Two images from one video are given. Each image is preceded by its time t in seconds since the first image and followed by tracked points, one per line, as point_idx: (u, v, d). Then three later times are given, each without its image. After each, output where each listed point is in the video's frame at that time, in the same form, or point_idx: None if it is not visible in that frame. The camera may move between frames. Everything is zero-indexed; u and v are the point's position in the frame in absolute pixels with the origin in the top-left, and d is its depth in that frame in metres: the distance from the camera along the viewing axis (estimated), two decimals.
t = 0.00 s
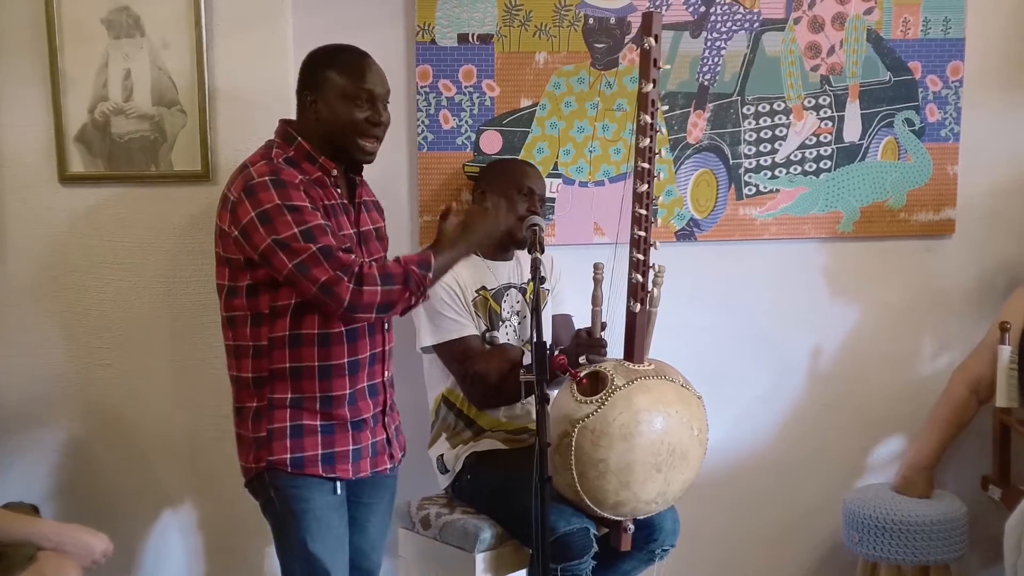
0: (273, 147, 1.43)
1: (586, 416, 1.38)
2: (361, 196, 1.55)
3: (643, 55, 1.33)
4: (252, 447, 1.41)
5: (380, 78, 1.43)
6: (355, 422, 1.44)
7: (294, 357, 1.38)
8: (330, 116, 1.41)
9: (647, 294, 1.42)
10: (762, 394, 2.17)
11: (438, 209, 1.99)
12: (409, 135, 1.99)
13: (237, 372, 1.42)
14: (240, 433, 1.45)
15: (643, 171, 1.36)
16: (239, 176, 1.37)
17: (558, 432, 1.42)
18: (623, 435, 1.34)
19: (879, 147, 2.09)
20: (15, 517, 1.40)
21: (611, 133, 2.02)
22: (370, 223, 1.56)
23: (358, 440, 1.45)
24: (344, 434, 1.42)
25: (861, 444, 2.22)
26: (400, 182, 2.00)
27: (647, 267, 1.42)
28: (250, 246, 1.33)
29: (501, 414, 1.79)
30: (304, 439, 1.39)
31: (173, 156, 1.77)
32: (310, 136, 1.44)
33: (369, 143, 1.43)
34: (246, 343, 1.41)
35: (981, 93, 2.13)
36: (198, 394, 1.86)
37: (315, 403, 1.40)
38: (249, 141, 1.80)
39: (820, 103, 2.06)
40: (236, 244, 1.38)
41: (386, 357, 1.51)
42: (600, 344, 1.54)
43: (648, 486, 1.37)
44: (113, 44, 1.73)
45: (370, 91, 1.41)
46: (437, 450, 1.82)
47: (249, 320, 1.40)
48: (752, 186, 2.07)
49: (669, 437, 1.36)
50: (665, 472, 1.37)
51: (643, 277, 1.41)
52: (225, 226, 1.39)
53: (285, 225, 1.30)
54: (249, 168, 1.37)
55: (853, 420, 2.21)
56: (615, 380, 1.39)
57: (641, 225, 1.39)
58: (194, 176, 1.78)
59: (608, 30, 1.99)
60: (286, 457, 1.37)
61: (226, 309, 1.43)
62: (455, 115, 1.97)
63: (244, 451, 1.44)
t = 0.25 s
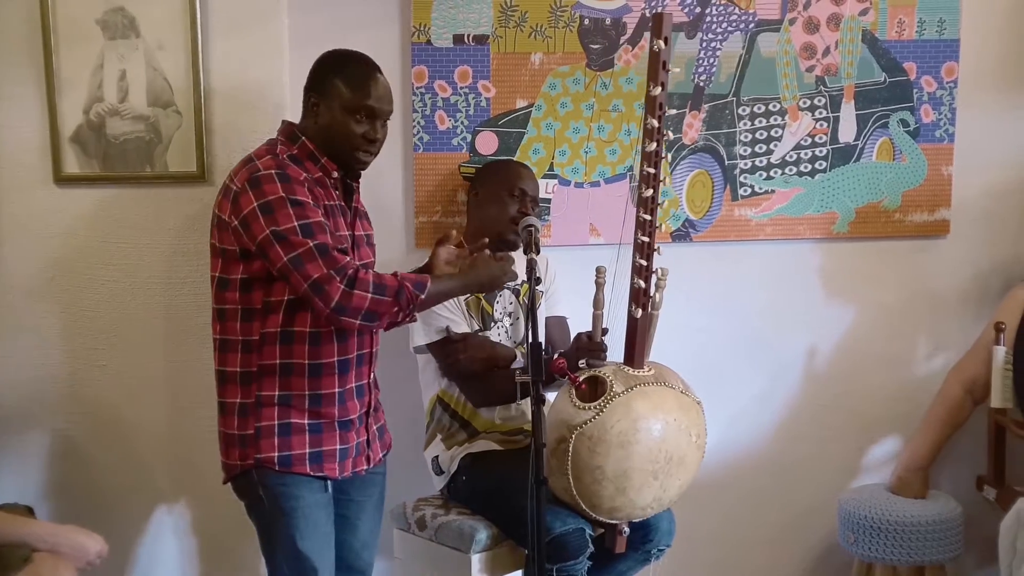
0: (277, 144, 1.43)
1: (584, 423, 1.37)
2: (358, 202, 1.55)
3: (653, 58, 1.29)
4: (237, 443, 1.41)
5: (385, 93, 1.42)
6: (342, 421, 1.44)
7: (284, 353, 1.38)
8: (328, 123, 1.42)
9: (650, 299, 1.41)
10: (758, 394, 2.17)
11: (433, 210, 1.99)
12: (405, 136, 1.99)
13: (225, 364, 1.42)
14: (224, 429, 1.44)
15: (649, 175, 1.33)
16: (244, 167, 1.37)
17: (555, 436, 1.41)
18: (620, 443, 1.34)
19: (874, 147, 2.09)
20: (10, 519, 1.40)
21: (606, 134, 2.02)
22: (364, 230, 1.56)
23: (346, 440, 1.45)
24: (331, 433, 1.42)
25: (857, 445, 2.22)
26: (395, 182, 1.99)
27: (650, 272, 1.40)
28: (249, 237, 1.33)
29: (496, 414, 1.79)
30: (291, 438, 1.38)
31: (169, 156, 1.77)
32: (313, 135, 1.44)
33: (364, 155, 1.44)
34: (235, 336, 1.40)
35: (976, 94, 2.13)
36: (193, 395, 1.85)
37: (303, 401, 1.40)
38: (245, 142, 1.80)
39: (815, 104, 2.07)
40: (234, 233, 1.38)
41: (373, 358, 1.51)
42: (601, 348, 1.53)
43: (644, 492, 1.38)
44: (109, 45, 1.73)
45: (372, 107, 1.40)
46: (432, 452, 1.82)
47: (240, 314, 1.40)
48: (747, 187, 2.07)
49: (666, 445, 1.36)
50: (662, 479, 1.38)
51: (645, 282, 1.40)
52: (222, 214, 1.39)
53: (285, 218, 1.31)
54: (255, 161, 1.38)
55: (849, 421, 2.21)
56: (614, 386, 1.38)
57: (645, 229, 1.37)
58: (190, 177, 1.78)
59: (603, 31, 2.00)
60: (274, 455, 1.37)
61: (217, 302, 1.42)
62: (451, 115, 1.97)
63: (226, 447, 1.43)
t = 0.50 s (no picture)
0: (262, 143, 1.43)
1: (582, 430, 1.38)
2: (348, 202, 1.55)
3: (663, 64, 1.30)
4: (228, 443, 1.41)
5: (362, 79, 1.43)
6: (331, 420, 1.44)
7: (272, 351, 1.39)
8: (312, 117, 1.42)
9: (651, 307, 1.40)
10: (753, 395, 2.18)
11: (429, 211, 1.99)
12: (400, 136, 1.99)
13: (216, 365, 1.42)
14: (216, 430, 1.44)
15: (655, 183, 1.34)
16: (227, 166, 1.37)
17: (552, 442, 1.42)
18: (616, 451, 1.35)
19: (869, 148, 2.09)
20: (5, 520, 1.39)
21: (602, 135, 2.02)
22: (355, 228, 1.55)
23: (334, 439, 1.44)
24: (319, 433, 1.42)
25: (852, 445, 2.23)
26: (391, 183, 1.99)
27: (652, 279, 1.40)
28: (229, 234, 1.33)
29: (492, 416, 1.80)
30: (279, 438, 1.38)
31: (164, 157, 1.77)
32: (298, 134, 1.44)
33: (353, 144, 1.44)
34: (225, 337, 1.41)
35: (972, 94, 2.14)
36: (190, 396, 1.85)
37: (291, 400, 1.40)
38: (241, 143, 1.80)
39: (811, 104, 2.07)
40: (217, 231, 1.38)
41: (364, 357, 1.50)
42: (600, 353, 1.49)
43: (640, 499, 1.39)
44: (104, 45, 1.73)
45: (353, 93, 1.42)
46: (428, 453, 1.82)
47: (229, 314, 1.40)
48: (743, 187, 2.07)
49: (662, 453, 1.37)
50: (658, 487, 1.39)
51: (648, 289, 1.40)
52: (208, 216, 1.40)
53: (256, 208, 1.29)
54: (237, 159, 1.38)
55: (844, 421, 2.22)
56: (612, 394, 1.39)
57: (649, 237, 1.37)
58: (185, 177, 1.78)
59: (599, 31, 2.00)
60: (261, 454, 1.37)
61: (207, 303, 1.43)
62: (447, 116, 1.97)
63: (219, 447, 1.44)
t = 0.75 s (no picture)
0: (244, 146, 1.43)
1: (579, 433, 1.37)
2: (339, 198, 1.54)
3: (660, 65, 1.28)
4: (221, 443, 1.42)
5: (336, 63, 1.43)
6: (322, 422, 1.43)
7: (261, 355, 1.39)
8: (293, 111, 1.42)
9: (648, 310, 1.39)
10: (749, 394, 2.18)
11: (425, 211, 1.99)
12: (396, 136, 1.98)
13: (212, 367, 1.42)
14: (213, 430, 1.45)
15: (651, 185, 1.32)
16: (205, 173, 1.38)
17: (549, 446, 1.41)
18: (614, 454, 1.35)
19: (865, 148, 2.10)
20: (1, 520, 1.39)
21: (599, 134, 2.02)
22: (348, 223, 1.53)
23: (325, 440, 1.44)
24: (310, 435, 1.42)
25: (849, 444, 2.23)
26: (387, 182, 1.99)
27: (649, 282, 1.39)
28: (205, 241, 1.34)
29: (491, 418, 1.80)
30: (270, 439, 1.38)
31: (160, 157, 1.77)
32: (281, 133, 1.44)
33: (337, 128, 1.44)
34: (217, 340, 1.41)
35: (967, 94, 2.14)
36: (186, 396, 1.85)
37: (283, 401, 1.40)
38: (237, 142, 1.79)
39: (807, 104, 2.07)
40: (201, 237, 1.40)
41: (357, 357, 1.49)
42: (598, 356, 1.49)
43: (638, 503, 1.38)
44: (100, 45, 1.73)
45: (327, 77, 1.41)
46: (426, 452, 1.82)
47: (219, 318, 1.41)
48: (739, 187, 2.07)
49: (660, 456, 1.36)
50: (656, 490, 1.38)
51: (645, 291, 1.39)
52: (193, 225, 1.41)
53: (215, 213, 1.29)
54: (214, 164, 1.38)
55: (841, 421, 2.22)
56: (610, 397, 1.38)
57: (646, 240, 1.35)
58: (181, 177, 1.77)
59: (595, 31, 2.00)
60: (252, 455, 1.37)
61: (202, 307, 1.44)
62: (443, 116, 1.97)
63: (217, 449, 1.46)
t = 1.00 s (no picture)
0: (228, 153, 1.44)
1: (578, 433, 1.37)
2: (330, 198, 1.52)
3: (653, 65, 1.26)
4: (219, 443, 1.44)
5: (321, 73, 1.43)
6: (316, 425, 1.43)
7: (250, 360, 1.40)
8: (283, 125, 1.41)
9: (644, 310, 1.38)
10: (747, 394, 2.18)
11: (423, 209, 1.99)
12: (394, 135, 1.98)
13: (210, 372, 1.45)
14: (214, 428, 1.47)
15: (646, 186, 1.31)
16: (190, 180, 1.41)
17: (548, 446, 1.41)
18: (612, 454, 1.34)
19: (863, 147, 2.10)
20: None
21: (596, 134, 2.02)
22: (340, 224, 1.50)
23: (319, 443, 1.44)
24: (303, 436, 1.42)
25: (846, 444, 2.23)
26: (384, 181, 1.99)
27: (645, 281, 1.38)
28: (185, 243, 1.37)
29: (492, 419, 1.79)
30: (263, 439, 1.39)
31: (158, 155, 1.77)
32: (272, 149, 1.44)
33: (329, 138, 1.44)
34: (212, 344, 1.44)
35: (965, 94, 2.14)
36: (183, 395, 1.85)
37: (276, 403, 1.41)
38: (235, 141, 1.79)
39: (804, 104, 2.07)
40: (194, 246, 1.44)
41: (348, 363, 1.48)
42: (595, 357, 1.48)
43: (637, 503, 1.38)
44: (97, 44, 1.73)
45: (314, 88, 1.41)
46: (426, 451, 1.83)
47: (213, 323, 1.42)
48: (737, 186, 2.07)
49: (659, 456, 1.36)
50: (654, 490, 1.38)
51: (641, 291, 1.38)
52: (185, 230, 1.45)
53: (182, 203, 1.31)
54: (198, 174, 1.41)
55: (838, 421, 2.22)
56: (607, 397, 1.38)
57: (641, 240, 1.35)
58: (178, 176, 1.77)
59: (593, 30, 2.00)
60: (246, 455, 1.38)
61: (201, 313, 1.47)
62: (440, 115, 1.97)
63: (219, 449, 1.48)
